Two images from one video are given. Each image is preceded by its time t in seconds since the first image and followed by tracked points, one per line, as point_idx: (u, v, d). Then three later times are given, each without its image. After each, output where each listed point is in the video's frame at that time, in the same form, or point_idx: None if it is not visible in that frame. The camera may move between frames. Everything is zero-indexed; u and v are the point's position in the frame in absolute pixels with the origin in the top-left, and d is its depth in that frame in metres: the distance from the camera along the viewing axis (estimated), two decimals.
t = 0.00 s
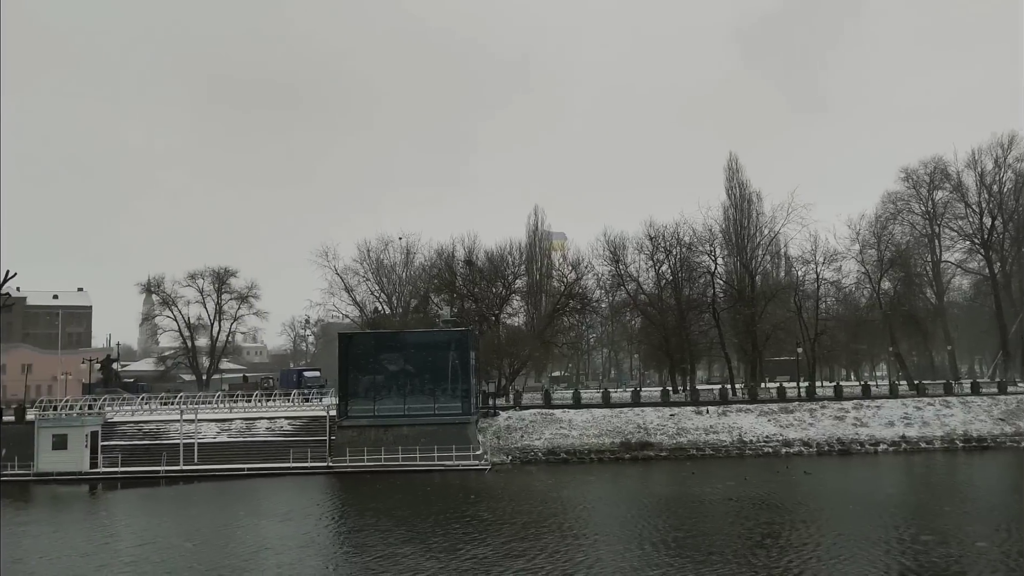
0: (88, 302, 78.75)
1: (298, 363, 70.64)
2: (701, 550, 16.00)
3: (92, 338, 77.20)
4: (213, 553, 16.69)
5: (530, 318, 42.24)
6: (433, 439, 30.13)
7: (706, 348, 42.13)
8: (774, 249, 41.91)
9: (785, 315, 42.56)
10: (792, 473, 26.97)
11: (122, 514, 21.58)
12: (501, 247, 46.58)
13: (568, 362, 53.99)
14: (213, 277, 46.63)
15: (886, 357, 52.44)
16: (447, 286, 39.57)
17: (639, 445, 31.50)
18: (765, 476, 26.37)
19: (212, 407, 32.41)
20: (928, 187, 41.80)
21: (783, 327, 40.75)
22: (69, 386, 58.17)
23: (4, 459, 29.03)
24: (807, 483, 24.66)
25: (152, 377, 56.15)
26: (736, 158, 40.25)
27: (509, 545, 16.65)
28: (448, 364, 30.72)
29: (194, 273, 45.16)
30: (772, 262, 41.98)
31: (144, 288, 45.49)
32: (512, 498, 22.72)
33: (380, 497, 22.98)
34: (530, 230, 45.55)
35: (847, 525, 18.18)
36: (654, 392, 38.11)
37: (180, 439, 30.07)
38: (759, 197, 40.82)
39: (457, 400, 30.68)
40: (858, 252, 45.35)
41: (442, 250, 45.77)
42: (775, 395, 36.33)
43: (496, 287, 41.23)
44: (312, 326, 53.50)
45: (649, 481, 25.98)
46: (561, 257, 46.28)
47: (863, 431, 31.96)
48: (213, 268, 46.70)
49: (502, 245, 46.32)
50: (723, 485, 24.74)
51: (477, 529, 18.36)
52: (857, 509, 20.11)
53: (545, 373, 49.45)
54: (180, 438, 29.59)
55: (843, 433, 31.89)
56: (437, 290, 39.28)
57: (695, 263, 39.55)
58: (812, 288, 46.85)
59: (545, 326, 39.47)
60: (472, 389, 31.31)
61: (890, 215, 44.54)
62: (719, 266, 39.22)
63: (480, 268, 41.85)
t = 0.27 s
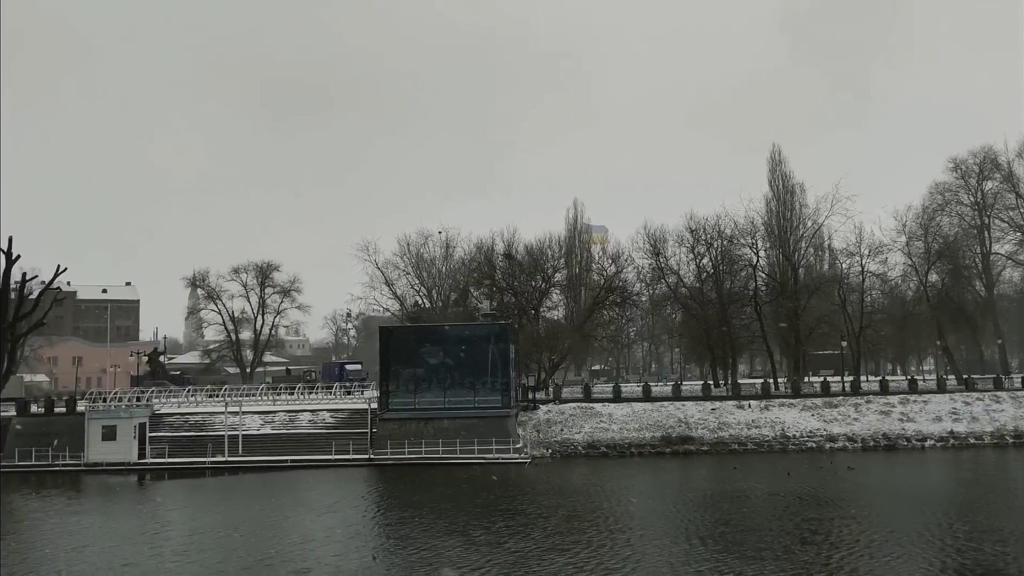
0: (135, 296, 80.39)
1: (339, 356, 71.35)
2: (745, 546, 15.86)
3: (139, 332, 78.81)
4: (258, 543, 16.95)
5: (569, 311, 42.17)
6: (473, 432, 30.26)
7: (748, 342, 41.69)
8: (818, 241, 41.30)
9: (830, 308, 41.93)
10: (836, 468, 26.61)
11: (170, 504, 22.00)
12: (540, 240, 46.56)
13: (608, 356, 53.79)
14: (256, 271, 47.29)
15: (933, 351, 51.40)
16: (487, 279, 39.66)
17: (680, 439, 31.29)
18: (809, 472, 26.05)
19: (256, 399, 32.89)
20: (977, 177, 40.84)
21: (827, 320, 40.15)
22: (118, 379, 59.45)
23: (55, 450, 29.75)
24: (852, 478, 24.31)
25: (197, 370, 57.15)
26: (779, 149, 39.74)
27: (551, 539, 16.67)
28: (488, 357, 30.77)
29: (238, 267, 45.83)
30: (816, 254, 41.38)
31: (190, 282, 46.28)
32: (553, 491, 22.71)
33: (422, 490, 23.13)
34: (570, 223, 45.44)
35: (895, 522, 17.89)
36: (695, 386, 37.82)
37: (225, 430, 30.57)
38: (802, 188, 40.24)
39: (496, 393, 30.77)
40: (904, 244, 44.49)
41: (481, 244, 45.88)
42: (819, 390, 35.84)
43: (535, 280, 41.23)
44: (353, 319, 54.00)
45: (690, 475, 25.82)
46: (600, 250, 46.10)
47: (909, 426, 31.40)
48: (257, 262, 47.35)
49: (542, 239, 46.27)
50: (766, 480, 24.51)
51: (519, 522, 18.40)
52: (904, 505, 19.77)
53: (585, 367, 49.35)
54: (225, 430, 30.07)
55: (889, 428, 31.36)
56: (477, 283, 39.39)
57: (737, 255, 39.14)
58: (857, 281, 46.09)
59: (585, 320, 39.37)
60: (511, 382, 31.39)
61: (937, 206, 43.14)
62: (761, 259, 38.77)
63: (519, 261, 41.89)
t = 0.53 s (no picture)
0: (185, 287, 82.00)
1: (383, 348, 71.98)
2: (791, 542, 15.72)
3: (189, 322, 80.42)
4: (305, 531, 17.21)
5: (612, 304, 42.04)
6: (516, 424, 30.36)
7: (794, 336, 41.18)
8: (867, 235, 40.59)
9: (878, 302, 41.21)
10: (884, 465, 26.20)
11: (219, 491, 22.44)
12: (584, 233, 46.44)
13: (651, 349, 53.52)
14: (303, 263, 47.91)
15: (986, 347, 50.22)
16: (530, 271, 39.68)
17: (724, 434, 31.05)
18: (856, 468, 25.68)
19: (302, 389, 33.33)
20: None
21: (875, 314, 39.47)
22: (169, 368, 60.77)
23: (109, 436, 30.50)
24: (900, 475, 23.91)
25: (245, 360, 58.16)
26: (828, 141, 39.08)
27: (595, 532, 16.68)
28: (530, 350, 30.76)
29: (285, 259, 46.45)
30: (865, 248, 40.31)
31: (238, 274, 47.04)
32: (596, 484, 22.71)
33: (465, 481, 23.28)
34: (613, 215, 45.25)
35: (946, 521, 17.57)
36: (739, 380, 37.48)
37: (272, 420, 31.05)
38: (851, 180, 39.55)
39: (539, 386, 30.81)
40: (956, 237, 43.51)
41: (524, 236, 45.92)
42: (867, 385, 35.28)
43: (579, 273, 41.16)
44: (397, 311, 54.47)
45: (735, 470, 25.60)
46: (644, 242, 45.84)
47: (960, 423, 30.77)
48: (303, 254, 47.94)
49: (585, 231, 46.14)
50: (812, 476, 24.20)
51: (562, 514, 18.46)
52: (955, 503, 19.40)
53: (628, 361, 49.18)
54: (272, 419, 30.57)
55: (939, 425, 30.77)
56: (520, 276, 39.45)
57: (783, 248, 38.65)
58: (907, 274, 45.20)
59: (629, 313, 39.21)
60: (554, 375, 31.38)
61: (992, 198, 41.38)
62: (808, 252, 38.23)
63: (563, 253, 41.82)
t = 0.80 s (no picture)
0: (227, 284, 83.15)
1: (420, 345, 72.36)
2: (834, 544, 15.51)
3: (230, 319, 81.59)
4: (344, 527, 17.38)
5: (650, 302, 41.81)
6: (552, 422, 30.32)
7: (835, 335, 40.62)
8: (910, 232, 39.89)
9: (922, 301, 40.49)
10: (928, 466, 25.74)
11: (260, 486, 22.74)
12: (621, 230, 46.25)
13: (688, 347, 53.17)
14: (341, 261, 48.33)
15: None
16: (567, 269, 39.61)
17: (763, 433, 30.72)
18: (899, 469, 25.26)
19: (340, 385, 33.63)
20: None
21: (919, 313, 38.78)
22: (211, 364, 61.72)
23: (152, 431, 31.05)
24: (945, 477, 23.50)
25: (284, 357, 58.87)
26: (871, 136, 38.46)
27: (634, 531, 16.63)
28: (567, 348, 30.64)
29: (323, 257, 46.89)
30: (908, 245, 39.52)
31: (277, 271, 47.58)
32: (634, 483, 22.62)
33: (502, 478, 23.33)
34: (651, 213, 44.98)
35: (994, 524, 17.20)
36: (779, 380, 37.06)
37: (311, 415, 31.39)
38: (895, 177, 38.85)
39: (575, 384, 30.59)
40: (1004, 234, 42.54)
41: (561, 234, 45.84)
42: (910, 385, 34.69)
43: (616, 271, 41.00)
44: (434, 308, 54.73)
45: (774, 470, 25.32)
46: (682, 240, 45.50)
47: (1007, 425, 30.12)
48: (341, 252, 48.35)
49: (623, 229, 45.94)
50: (853, 476, 23.88)
51: (600, 513, 18.41)
52: (1003, 506, 18.99)
53: (665, 359, 48.92)
54: (311, 415, 30.90)
55: (985, 426, 30.14)
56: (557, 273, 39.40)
57: (824, 246, 38.13)
58: (952, 272, 44.33)
59: (666, 311, 38.97)
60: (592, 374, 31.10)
61: None
62: (849, 250, 37.67)
63: (600, 251, 41.70)
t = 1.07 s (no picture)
0: (264, 283, 84.10)
1: (454, 343, 72.64)
2: (875, 547, 15.30)
3: (267, 317, 82.54)
4: (380, 524, 17.51)
5: (684, 301, 41.60)
6: (586, 421, 30.25)
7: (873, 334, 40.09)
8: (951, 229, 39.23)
9: (963, 299, 39.81)
10: (969, 467, 25.31)
11: (297, 483, 22.97)
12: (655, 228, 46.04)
13: (723, 347, 52.81)
14: (376, 260, 48.67)
15: None
16: (601, 268, 39.52)
17: (799, 433, 30.41)
18: (939, 470, 24.85)
19: (375, 383, 33.87)
20: None
21: (960, 312, 38.13)
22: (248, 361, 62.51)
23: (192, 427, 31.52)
24: (987, 479, 23.09)
25: (320, 355, 59.47)
26: (911, 132, 37.88)
27: (671, 531, 16.53)
28: (600, 346, 30.54)
29: (359, 256, 47.24)
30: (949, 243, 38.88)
31: (313, 270, 48.03)
32: (669, 482, 22.51)
33: (537, 477, 23.33)
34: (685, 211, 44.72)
35: None
36: (815, 379, 36.67)
37: (347, 413, 31.66)
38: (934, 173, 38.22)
39: (609, 382, 30.55)
40: None
41: (595, 232, 45.75)
42: (950, 385, 34.13)
43: (650, 269, 40.86)
44: (468, 307, 54.90)
45: (811, 470, 25.05)
46: (717, 238, 45.17)
47: None
48: (376, 251, 48.67)
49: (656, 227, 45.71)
50: (893, 478, 23.54)
51: (636, 512, 18.34)
52: None
53: (700, 358, 48.65)
54: (347, 412, 31.16)
55: None
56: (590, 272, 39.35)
57: (862, 244, 37.65)
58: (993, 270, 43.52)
59: (701, 309, 38.74)
60: (625, 372, 31.03)
61: None
62: (888, 248, 37.16)
63: (634, 250, 41.54)
